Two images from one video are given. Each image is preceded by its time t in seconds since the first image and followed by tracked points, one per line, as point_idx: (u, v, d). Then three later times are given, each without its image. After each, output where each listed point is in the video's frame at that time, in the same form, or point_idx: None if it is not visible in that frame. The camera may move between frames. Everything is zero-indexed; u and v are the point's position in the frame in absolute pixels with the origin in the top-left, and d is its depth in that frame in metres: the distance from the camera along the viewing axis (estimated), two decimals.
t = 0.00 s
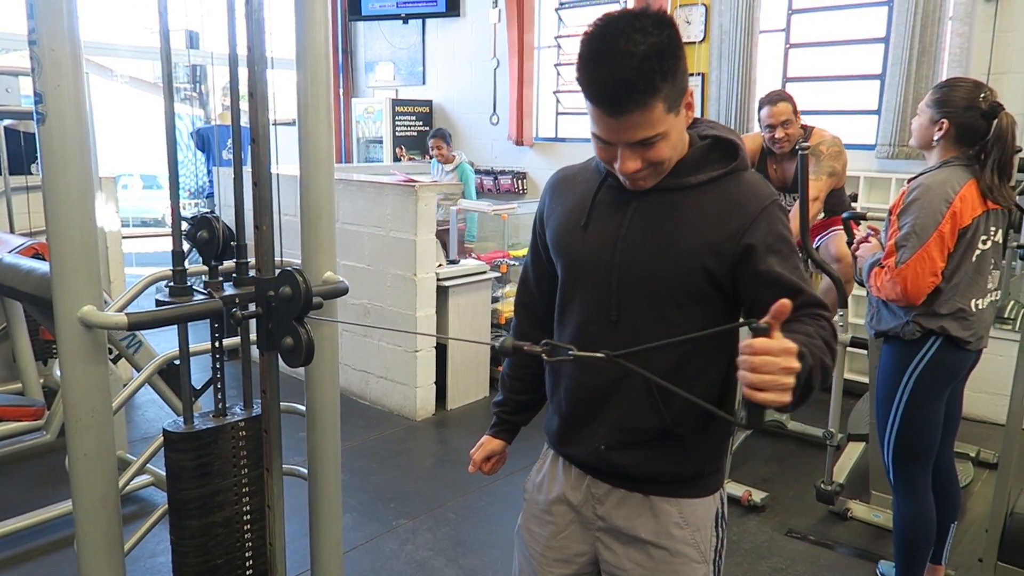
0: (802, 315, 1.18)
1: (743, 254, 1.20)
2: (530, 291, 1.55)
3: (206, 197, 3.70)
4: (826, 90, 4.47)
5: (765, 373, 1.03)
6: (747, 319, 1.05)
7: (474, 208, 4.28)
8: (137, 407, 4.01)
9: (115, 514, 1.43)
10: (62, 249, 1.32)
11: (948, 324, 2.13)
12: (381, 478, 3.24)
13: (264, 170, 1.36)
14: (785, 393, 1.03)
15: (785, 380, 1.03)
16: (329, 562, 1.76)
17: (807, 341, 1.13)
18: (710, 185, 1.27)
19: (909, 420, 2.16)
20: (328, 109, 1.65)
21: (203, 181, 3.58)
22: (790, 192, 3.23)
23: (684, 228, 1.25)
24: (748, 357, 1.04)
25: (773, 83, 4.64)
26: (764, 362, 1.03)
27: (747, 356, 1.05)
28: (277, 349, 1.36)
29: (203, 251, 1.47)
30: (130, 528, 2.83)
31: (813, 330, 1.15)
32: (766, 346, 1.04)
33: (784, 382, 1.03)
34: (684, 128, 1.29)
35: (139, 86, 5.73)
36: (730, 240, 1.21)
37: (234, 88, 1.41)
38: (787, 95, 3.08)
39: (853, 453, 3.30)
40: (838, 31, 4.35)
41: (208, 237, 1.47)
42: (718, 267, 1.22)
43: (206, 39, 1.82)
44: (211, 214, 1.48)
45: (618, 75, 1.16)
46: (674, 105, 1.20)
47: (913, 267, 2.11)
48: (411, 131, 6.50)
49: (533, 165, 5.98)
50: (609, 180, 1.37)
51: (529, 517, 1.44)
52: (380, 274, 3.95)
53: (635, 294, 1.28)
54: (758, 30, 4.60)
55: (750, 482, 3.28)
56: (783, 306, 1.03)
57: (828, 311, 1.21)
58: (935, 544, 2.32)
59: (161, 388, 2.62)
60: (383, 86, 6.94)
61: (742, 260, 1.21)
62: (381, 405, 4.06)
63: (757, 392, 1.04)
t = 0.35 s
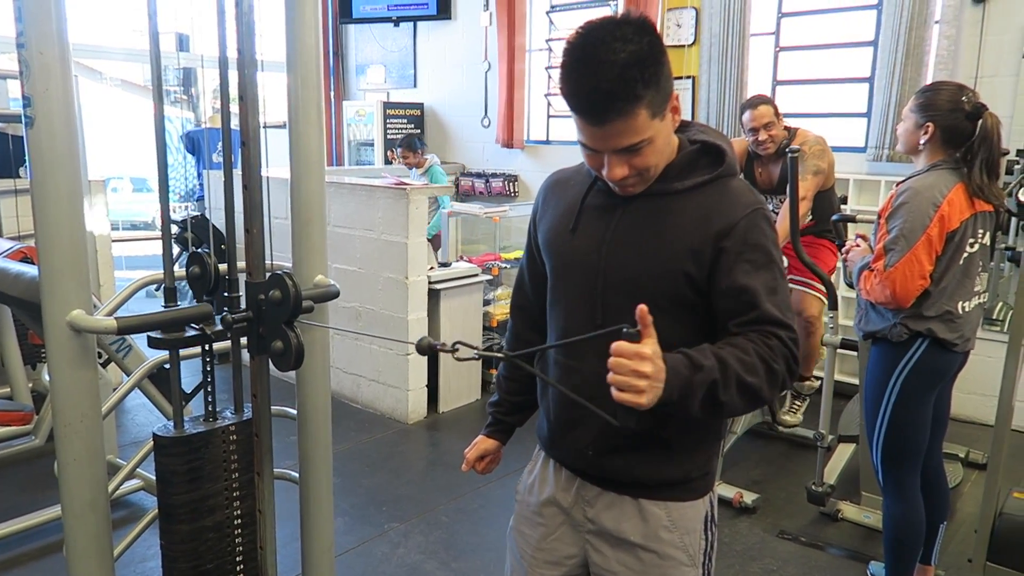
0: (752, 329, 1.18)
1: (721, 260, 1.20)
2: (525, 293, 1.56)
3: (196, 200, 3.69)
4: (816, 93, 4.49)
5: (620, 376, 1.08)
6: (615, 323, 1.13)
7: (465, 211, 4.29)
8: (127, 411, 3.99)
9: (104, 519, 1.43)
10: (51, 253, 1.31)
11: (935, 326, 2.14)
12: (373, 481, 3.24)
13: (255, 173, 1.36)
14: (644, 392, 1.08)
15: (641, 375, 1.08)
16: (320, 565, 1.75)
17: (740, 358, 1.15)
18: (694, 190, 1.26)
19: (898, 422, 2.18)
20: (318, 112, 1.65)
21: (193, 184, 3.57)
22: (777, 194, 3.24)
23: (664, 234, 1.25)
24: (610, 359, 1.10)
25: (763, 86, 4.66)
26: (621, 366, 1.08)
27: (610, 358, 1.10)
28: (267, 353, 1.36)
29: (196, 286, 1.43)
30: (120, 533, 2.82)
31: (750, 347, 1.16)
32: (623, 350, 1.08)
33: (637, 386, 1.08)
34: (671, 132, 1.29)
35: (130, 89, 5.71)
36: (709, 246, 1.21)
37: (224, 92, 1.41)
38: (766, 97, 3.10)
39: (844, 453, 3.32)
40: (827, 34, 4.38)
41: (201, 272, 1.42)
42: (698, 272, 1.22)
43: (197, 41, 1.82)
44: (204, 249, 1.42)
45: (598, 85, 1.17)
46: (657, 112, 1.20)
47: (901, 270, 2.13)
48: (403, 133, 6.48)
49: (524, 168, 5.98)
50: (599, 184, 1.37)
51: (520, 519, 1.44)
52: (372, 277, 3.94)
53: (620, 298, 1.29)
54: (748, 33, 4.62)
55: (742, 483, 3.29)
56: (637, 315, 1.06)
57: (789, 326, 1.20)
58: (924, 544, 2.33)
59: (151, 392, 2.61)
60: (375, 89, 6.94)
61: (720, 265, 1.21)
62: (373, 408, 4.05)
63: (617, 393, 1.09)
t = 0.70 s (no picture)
0: (714, 334, 1.19)
1: (708, 262, 1.20)
2: (526, 296, 1.56)
3: (193, 203, 3.68)
4: (811, 97, 4.49)
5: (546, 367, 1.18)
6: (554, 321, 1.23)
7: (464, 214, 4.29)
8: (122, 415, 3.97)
9: (99, 524, 1.42)
10: (47, 256, 1.31)
11: (928, 328, 2.14)
12: (369, 485, 3.23)
13: (251, 176, 1.36)
14: (560, 380, 1.16)
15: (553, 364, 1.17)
16: (316, 569, 1.75)
17: (688, 366, 1.17)
18: (687, 192, 1.26)
19: (893, 424, 2.18)
20: (314, 115, 1.65)
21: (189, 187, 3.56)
22: (776, 198, 3.25)
23: (651, 236, 1.26)
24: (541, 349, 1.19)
25: (759, 90, 4.67)
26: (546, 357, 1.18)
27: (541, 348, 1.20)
28: (264, 356, 1.35)
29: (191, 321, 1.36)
30: (115, 537, 2.81)
31: (703, 352, 1.17)
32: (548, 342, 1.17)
33: (556, 377, 1.17)
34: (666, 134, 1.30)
35: (125, 91, 5.70)
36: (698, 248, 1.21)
37: (220, 95, 1.41)
38: (772, 100, 3.10)
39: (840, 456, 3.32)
40: (823, 39, 4.39)
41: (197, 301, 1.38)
42: (685, 274, 1.23)
43: (194, 44, 1.82)
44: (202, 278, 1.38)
45: (594, 84, 1.17)
46: (653, 112, 1.20)
47: (895, 273, 2.13)
48: (400, 137, 6.47)
49: (521, 171, 5.99)
50: (596, 187, 1.37)
51: (516, 523, 1.44)
52: (369, 281, 3.94)
53: (611, 299, 1.29)
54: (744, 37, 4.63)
55: (738, 487, 3.29)
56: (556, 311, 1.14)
57: (749, 333, 1.18)
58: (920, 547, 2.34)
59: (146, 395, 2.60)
60: (371, 93, 6.94)
61: (707, 266, 1.21)
62: (369, 412, 4.04)
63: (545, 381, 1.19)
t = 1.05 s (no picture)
0: (684, 337, 1.20)
1: (694, 265, 1.21)
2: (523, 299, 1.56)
3: (189, 206, 3.68)
4: (808, 99, 4.50)
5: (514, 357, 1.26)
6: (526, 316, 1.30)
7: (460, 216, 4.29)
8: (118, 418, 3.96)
9: (94, 528, 1.42)
10: (43, 259, 1.31)
11: (921, 330, 2.15)
12: (366, 487, 3.23)
13: (247, 179, 1.36)
14: (523, 371, 1.24)
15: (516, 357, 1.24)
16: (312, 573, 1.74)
17: (649, 366, 1.19)
18: (678, 194, 1.26)
19: (888, 426, 2.18)
20: (311, 118, 1.66)
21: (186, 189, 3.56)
22: (768, 201, 3.27)
23: (640, 238, 1.26)
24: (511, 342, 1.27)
25: (755, 93, 4.68)
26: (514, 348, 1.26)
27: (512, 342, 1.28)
28: (260, 359, 1.34)
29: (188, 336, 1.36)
30: (110, 541, 2.80)
31: (666, 354, 1.19)
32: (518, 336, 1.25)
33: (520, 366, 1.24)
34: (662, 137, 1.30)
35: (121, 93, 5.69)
36: (685, 250, 1.22)
37: (217, 98, 1.40)
38: (755, 104, 3.09)
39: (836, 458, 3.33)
40: (819, 42, 4.40)
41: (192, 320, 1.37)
42: (671, 275, 1.23)
43: (190, 46, 1.81)
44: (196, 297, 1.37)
45: (590, 86, 1.17)
46: (649, 114, 1.21)
47: (892, 279, 2.14)
48: (396, 139, 6.46)
49: (517, 174, 5.99)
50: (590, 190, 1.38)
51: (512, 526, 1.44)
52: (365, 283, 3.94)
53: (601, 301, 1.30)
54: (740, 40, 4.65)
55: (735, 489, 3.29)
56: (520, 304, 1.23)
57: (716, 336, 1.17)
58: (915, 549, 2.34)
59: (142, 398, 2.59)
60: (368, 96, 6.94)
61: (692, 268, 1.21)
62: (366, 414, 4.04)
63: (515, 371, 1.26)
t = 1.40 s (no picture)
0: (695, 337, 1.19)
1: (693, 270, 1.21)
2: (515, 302, 1.56)
3: (186, 208, 3.68)
4: (804, 102, 4.51)
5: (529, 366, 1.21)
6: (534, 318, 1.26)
7: (457, 218, 4.29)
8: (113, 420, 3.96)
9: (89, 530, 1.41)
10: (38, 259, 1.31)
11: (917, 333, 2.16)
12: (362, 489, 3.23)
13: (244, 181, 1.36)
14: (540, 380, 1.20)
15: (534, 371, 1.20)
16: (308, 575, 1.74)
17: (667, 368, 1.17)
18: (676, 198, 1.27)
19: (883, 428, 2.19)
20: (307, 120, 1.66)
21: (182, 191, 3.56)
22: (768, 205, 3.27)
23: (640, 243, 1.26)
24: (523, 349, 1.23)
25: (750, 95, 4.69)
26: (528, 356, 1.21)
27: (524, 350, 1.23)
28: (255, 361, 1.33)
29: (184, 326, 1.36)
30: (106, 543, 2.80)
31: (683, 355, 1.18)
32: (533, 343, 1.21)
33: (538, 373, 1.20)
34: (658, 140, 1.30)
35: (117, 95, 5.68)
36: (685, 254, 1.22)
37: (213, 99, 1.40)
38: (762, 112, 3.07)
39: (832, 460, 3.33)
40: (814, 45, 4.42)
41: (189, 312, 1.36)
42: (670, 279, 1.24)
43: (186, 48, 1.82)
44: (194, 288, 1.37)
45: (593, 87, 1.17)
46: (650, 117, 1.21)
47: (885, 279, 2.14)
48: (393, 141, 6.47)
49: (514, 176, 5.99)
50: (584, 193, 1.38)
51: (507, 527, 1.44)
52: (361, 285, 3.94)
53: (598, 305, 1.30)
54: (735, 43, 4.66)
55: (731, 491, 3.30)
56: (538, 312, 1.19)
57: (729, 336, 1.17)
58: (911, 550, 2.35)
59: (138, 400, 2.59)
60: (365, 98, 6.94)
61: (691, 270, 1.21)
62: (362, 416, 4.04)
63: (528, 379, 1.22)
